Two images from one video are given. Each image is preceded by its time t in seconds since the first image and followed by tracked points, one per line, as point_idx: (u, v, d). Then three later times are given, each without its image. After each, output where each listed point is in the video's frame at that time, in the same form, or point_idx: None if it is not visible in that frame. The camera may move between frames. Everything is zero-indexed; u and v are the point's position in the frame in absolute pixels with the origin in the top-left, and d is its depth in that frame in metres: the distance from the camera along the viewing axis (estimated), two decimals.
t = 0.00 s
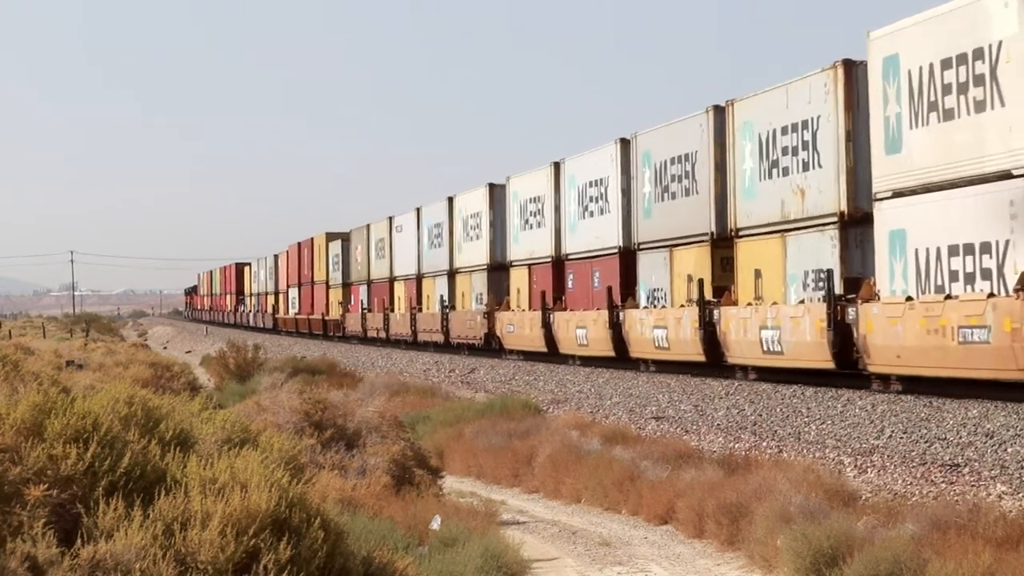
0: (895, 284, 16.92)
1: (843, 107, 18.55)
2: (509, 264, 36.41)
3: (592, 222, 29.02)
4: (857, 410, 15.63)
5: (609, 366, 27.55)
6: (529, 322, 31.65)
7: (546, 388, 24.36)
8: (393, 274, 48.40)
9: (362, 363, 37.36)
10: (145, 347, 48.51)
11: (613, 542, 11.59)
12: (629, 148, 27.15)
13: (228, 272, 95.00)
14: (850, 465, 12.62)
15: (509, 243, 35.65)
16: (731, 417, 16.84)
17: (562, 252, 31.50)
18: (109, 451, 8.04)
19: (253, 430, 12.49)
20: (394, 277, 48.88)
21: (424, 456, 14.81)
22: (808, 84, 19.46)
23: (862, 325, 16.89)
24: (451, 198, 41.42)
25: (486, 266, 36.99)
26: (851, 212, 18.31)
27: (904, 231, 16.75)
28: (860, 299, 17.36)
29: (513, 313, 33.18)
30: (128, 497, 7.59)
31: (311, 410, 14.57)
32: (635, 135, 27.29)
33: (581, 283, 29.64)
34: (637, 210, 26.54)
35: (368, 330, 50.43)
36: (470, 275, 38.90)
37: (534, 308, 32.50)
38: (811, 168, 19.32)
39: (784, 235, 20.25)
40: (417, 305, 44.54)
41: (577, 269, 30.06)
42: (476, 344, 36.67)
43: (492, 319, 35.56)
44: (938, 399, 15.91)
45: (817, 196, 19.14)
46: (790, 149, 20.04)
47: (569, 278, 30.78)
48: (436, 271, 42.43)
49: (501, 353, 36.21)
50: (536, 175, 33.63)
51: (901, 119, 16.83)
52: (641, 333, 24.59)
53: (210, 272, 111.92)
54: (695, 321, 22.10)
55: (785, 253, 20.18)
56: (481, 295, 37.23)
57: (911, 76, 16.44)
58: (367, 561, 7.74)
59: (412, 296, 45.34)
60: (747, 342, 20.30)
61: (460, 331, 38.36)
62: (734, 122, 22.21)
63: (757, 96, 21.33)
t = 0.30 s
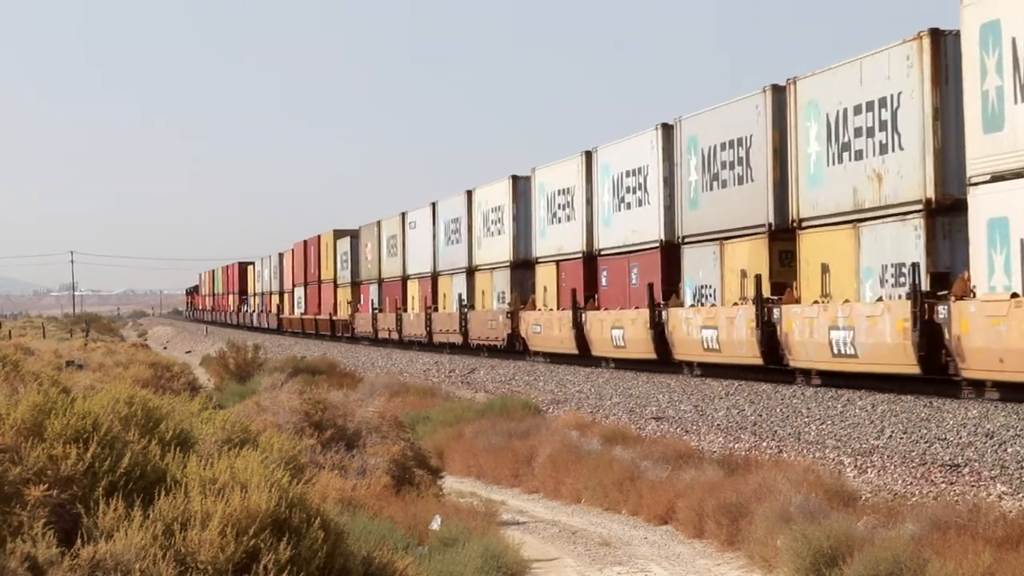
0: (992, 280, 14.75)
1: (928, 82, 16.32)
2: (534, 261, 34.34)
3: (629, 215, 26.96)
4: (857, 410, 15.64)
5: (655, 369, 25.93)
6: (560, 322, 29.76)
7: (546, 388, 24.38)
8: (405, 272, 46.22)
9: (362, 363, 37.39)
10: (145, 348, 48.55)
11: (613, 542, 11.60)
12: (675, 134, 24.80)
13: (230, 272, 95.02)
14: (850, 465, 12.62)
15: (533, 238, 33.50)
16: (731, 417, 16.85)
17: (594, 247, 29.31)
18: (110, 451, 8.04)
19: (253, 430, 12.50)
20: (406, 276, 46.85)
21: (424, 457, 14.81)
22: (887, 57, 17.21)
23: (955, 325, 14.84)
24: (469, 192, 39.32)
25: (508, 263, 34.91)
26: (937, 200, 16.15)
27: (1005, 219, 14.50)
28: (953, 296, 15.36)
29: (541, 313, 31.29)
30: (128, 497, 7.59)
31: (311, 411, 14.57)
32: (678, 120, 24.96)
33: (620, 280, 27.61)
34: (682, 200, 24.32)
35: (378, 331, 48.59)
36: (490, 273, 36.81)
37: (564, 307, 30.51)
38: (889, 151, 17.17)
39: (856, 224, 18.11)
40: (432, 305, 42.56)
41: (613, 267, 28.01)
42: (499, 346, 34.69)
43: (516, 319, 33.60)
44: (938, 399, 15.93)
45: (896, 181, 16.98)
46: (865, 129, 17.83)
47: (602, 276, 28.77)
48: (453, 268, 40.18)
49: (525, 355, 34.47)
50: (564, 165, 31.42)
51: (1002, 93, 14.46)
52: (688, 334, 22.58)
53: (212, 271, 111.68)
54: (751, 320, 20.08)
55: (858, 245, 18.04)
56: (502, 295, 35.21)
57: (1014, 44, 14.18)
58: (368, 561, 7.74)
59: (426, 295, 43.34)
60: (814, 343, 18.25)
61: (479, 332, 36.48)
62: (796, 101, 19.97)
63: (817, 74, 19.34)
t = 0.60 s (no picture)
0: None
1: None
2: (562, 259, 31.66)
3: (672, 206, 24.19)
4: (857, 410, 15.64)
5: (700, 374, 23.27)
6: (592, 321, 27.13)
7: (546, 388, 24.38)
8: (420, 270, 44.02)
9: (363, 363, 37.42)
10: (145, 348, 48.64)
11: (613, 542, 11.60)
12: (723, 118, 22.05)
13: (233, 272, 95.08)
14: (850, 465, 12.63)
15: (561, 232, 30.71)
16: (731, 417, 16.85)
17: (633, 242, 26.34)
18: (110, 451, 8.04)
19: (253, 430, 12.52)
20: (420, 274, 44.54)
21: (424, 457, 14.82)
22: (983, 23, 14.67)
23: None
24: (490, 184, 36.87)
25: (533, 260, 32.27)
26: None
27: None
28: None
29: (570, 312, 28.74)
30: (128, 497, 7.60)
31: (311, 411, 14.57)
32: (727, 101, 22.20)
33: (663, 277, 24.73)
34: (735, 186, 21.34)
35: (391, 331, 46.39)
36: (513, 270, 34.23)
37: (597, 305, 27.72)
38: (987, 129, 14.62)
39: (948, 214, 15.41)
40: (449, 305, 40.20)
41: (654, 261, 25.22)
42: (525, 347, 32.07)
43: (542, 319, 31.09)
44: (938, 399, 15.93)
45: (996, 165, 14.45)
46: (958, 105, 15.18)
47: (639, 273, 25.97)
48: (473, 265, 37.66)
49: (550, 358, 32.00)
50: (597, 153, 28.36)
51: None
52: (743, 336, 19.96)
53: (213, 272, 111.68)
54: (819, 320, 17.45)
55: (948, 238, 15.35)
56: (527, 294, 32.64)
57: None
58: (368, 561, 7.74)
59: (443, 294, 40.91)
60: (895, 346, 15.75)
61: (501, 333, 34.04)
62: (867, 74, 17.21)
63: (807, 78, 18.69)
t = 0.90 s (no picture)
0: None
1: None
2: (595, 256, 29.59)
3: (722, 195, 22.12)
4: (857, 410, 15.65)
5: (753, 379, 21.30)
6: (631, 322, 25.14)
7: (546, 388, 24.40)
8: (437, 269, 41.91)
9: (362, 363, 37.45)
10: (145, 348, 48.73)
11: (613, 542, 11.60)
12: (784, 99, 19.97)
13: (235, 272, 95.10)
14: (850, 465, 12.63)
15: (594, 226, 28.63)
16: (731, 417, 16.86)
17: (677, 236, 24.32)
18: (110, 451, 8.04)
19: (252, 430, 12.55)
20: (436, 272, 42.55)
21: (424, 457, 14.82)
22: None
23: None
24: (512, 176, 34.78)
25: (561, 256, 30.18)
26: None
27: None
28: None
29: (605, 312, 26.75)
30: (128, 497, 7.60)
31: (311, 411, 14.57)
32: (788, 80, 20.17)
33: (710, 273, 22.68)
34: (799, 174, 19.33)
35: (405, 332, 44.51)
36: (539, 268, 32.05)
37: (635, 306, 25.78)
38: None
39: None
40: (467, 305, 38.15)
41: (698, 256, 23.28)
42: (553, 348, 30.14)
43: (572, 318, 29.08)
44: (938, 399, 15.95)
45: None
46: None
47: (684, 269, 23.89)
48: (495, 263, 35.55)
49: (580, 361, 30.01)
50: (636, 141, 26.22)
51: None
52: (808, 337, 17.96)
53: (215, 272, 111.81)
54: (900, 319, 15.46)
55: None
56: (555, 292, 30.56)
57: None
58: (368, 561, 7.74)
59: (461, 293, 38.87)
60: (996, 348, 13.58)
61: (526, 334, 32.05)
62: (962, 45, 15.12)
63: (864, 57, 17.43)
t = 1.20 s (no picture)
0: None
1: None
2: (632, 251, 28.01)
3: (783, 183, 20.49)
4: (857, 410, 15.65)
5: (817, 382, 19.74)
6: (677, 321, 23.47)
7: (546, 388, 24.41)
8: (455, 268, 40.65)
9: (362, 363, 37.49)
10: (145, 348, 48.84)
11: (613, 542, 11.60)
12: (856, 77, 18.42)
13: (238, 271, 95.16)
14: (850, 465, 12.64)
15: (632, 218, 27.00)
16: (731, 417, 16.86)
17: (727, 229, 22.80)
18: (110, 451, 8.04)
19: (252, 430, 12.57)
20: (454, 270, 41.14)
21: (424, 457, 14.84)
22: None
23: None
24: (539, 168, 33.21)
25: (594, 251, 28.60)
26: None
27: None
28: None
29: (646, 312, 25.05)
30: (128, 497, 7.60)
31: (311, 411, 14.58)
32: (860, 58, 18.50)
33: (768, 269, 21.03)
34: (875, 157, 17.76)
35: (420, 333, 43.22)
36: (570, 264, 30.46)
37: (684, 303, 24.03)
38: None
39: None
40: (488, 304, 36.62)
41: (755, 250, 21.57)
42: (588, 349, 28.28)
43: (607, 318, 27.39)
44: (938, 399, 15.96)
45: None
46: None
47: (735, 265, 22.27)
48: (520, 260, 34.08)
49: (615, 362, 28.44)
50: (682, 127, 24.69)
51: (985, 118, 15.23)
52: (890, 338, 16.38)
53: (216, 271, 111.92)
54: (1005, 319, 13.83)
55: None
56: (587, 290, 29.07)
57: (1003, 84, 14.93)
58: (368, 561, 7.74)
59: (481, 292, 37.28)
60: None
61: (555, 335, 30.43)
62: None
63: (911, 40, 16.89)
